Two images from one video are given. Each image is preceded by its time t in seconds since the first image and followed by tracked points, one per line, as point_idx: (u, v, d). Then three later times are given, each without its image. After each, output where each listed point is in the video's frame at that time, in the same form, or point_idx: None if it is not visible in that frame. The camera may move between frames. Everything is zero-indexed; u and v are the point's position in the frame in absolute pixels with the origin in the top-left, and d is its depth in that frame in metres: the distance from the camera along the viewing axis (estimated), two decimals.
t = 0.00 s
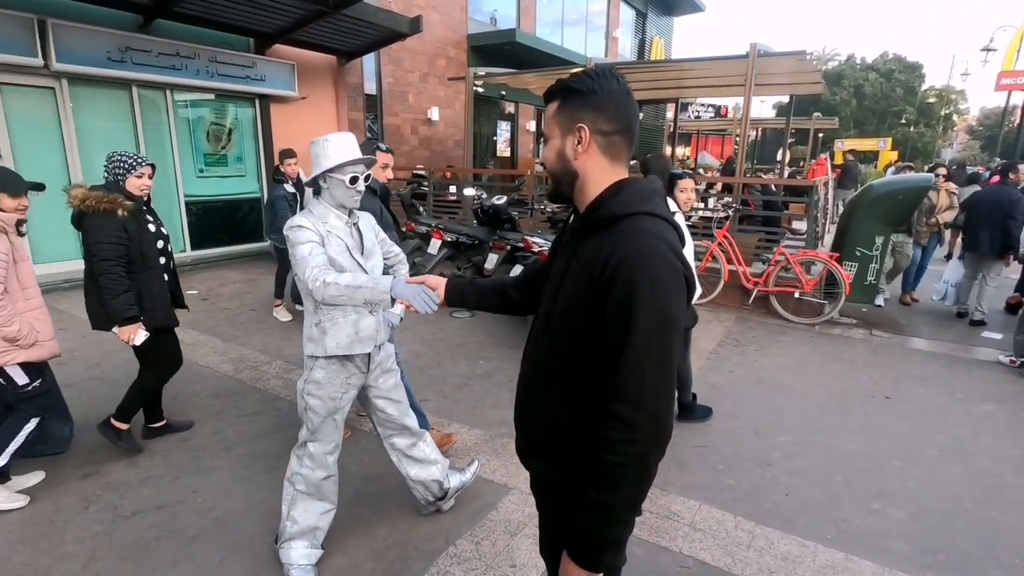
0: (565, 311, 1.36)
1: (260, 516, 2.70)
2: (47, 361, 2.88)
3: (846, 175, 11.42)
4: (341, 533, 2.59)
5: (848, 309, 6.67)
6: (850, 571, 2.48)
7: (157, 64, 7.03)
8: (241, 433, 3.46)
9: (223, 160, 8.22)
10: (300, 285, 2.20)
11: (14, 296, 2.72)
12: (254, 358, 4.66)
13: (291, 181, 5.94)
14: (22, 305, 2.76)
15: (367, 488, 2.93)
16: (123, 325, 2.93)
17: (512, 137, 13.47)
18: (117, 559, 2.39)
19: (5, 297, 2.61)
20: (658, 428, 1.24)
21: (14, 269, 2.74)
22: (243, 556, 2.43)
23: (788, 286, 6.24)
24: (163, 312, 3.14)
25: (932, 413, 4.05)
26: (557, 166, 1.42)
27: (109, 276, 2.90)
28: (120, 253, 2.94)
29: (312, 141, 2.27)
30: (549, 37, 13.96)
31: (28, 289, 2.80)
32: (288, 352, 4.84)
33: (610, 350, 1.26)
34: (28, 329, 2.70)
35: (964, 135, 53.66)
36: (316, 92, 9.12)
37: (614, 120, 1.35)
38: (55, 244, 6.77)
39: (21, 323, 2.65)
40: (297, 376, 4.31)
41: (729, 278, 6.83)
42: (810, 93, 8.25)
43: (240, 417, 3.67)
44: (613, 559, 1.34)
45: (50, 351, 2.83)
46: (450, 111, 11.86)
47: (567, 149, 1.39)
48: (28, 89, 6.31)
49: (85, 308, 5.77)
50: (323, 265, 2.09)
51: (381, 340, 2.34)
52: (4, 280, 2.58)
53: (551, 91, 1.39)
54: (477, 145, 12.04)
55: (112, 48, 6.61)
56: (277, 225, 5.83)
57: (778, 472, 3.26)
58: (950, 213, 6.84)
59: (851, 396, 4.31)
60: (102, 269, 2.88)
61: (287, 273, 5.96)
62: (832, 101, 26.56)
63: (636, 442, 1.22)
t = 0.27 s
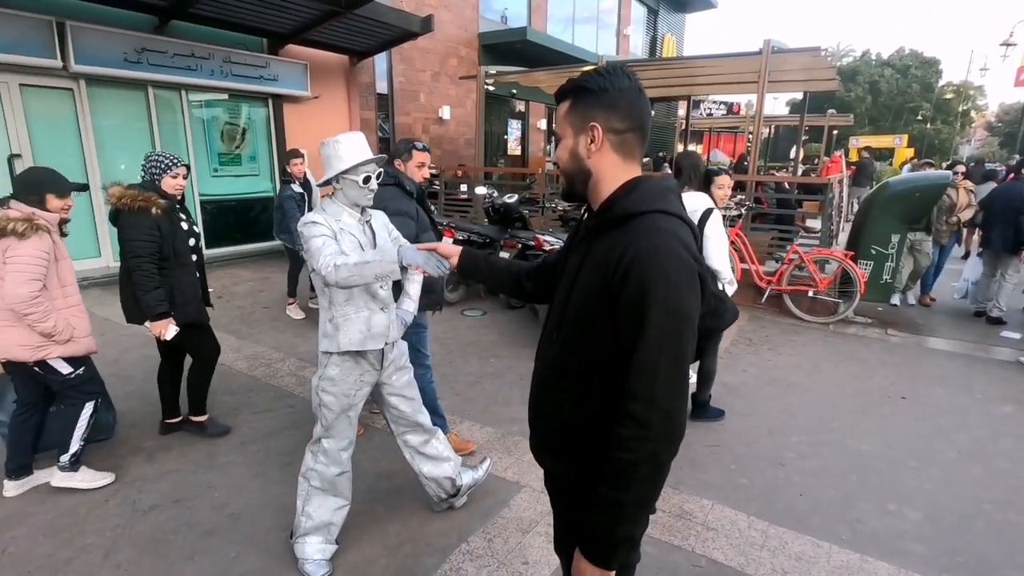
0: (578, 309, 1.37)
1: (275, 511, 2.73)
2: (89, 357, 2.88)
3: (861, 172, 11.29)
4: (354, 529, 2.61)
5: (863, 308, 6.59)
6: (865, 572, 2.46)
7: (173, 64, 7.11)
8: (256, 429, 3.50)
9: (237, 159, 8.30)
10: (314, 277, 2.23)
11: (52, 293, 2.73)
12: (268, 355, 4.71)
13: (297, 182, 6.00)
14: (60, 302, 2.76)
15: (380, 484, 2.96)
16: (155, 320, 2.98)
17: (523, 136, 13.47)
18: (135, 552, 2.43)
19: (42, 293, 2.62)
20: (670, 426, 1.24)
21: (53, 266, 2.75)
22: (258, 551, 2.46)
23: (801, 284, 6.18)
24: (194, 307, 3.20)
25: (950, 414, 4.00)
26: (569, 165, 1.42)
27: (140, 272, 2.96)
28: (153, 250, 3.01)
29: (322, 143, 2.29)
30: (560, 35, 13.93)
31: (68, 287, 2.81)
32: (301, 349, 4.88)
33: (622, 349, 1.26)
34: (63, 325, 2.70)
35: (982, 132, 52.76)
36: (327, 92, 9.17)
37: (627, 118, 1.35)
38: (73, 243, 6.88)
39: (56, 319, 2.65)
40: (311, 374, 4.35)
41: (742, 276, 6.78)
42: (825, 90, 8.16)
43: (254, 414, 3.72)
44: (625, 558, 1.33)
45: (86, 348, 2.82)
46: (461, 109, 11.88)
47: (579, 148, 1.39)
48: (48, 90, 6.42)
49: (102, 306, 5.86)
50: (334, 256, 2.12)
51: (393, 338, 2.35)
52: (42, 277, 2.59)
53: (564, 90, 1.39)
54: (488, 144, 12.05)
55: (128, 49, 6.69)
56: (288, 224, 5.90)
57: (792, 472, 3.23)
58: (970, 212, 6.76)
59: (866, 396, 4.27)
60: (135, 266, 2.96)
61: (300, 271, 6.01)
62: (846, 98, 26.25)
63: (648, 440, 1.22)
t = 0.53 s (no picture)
0: (588, 306, 1.37)
1: (288, 506, 2.76)
2: (127, 355, 2.93)
3: (875, 169, 11.16)
4: (366, 524, 2.64)
5: (875, 307, 6.53)
6: (878, 571, 2.44)
7: (185, 64, 7.18)
8: (268, 425, 3.54)
9: (249, 158, 8.37)
10: (328, 268, 2.25)
11: (94, 292, 2.79)
12: (280, 353, 4.75)
13: (303, 182, 6.05)
14: (101, 301, 2.81)
15: (391, 481, 2.98)
16: (184, 318, 3.04)
17: (532, 134, 13.46)
18: (151, 546, 2.47)
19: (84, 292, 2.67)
20: (681, 423, 1.24)
21: (96, 266, 2.82)
22: (271, 545, 2.49)
23: (813, 283, 6.13)
24: (223, 307, 3.29)
25: (964, 413, 3.95)
26: (580, 162, 1.43)
27: (173, 272, 3.02)
28: (185, 250, 3.08)
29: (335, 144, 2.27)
30: (569, 33, 13.90)
31: (109, 286, 2.86)
32: (312, 347, 4.92)
33: (632, 345, 1.27)
34: (103, 323, 2.74)
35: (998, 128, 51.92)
36: (338, 91, 9.21)
37: (637, 116, 1.35)
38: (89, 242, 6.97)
39: (97, 317, 2.70)
40: (322, 371, 4.38)
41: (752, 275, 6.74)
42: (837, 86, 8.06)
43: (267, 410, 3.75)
44: (636, 555, 1.34)
45: (122, 347, 2.85)
46: (471, 108, 11.89)
47: (590, 146, 1.40)
48: (64, 91, 6.52)
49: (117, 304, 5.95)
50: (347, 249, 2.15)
51: (404, 334, 2.37)
52: (84, 275, 2.65)
53: (572, 87, 1.39)
54: (497, 142, 12.06)
55: (142, 49, 6.76)
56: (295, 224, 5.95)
57: (803, 471, 3.22)
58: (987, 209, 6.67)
59: (878, 395, 4.23)
60: (168, 265, 3.02)
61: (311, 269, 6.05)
62: (859, 95, 25.96)
63: (659, 437, 1.23)
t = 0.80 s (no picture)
0: (598, 304, 1.37)
1: (299, 501, 2.79)
2: (166, 351, 3.00)
3: (886, 166, 11.04)
4: (376, 520, 2.66)
5: (887, 305, 6.47)
6: (889, 570, 2.43)
7: (196, 64, 7.23)
8: (278, 422, 3.57)
9: (259, 157, 8.42)
10: (338, 266, 2.27)
11: (139, 290, 2.89)
12: (290, 350, 4.78)
13: (310, 181, 6.07)
14: (146, 298, 2.91)
15: (401, 477, 2.99)
16: (213, 319, 3.14)
17: (540, 132, 13.44)
18: (165, 539, 2.50)
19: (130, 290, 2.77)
20: (691, 421, 1.24)
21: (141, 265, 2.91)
22: (283, 539, 2.52)
23: (824, 281, 6.09)
24: (255, 304, 3.36)
25: (978, 413, 3.91)
26: (590, 159, 1.43)
27: (205, 272, 3.11)
28: (217, 249, 3.16)
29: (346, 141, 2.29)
30: (577, 30, 13.86)
31: (153, 284, 2.95)
32: (322, 344, 4.95)
33: (642, 344, 1.26)
34: (148, 320, 2.84)
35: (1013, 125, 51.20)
36: (347, 90, 9.25)
37: (648, 112, 1.35)
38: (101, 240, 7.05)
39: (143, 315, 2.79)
40: (332, 368, 4.41)
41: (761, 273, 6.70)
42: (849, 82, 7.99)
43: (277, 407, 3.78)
44: (647, 552, 1.34)
45: (165, 342, 2.95)
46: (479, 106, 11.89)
47: (600, 142, 1.40)
48: (78, 91, 6.59)
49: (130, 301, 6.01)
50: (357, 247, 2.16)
51: (414, 331, 2.38)
52: (130, 275, 2.74)
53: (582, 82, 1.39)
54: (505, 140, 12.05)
55: (153, 49, 6.81)
56: (302, 222, 5.99)
57: (814, 470, 3.20)
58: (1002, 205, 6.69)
59: (890, 394, 4.19)
60: (201, 265, 3.12)
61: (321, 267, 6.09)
62: (870, 91, 25.69)
63: (670, 434, 1.23)
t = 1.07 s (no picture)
0: (605, 301, 1.38)
1: (307, 496, 2.81)
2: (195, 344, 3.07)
3: (897, 164, 10.94)
4: (384, 515, 2.67)
5: (897, 304, 6.42)
6: (899, 569, 2.41)
7: (206, 63, 7.28)
8: (287, 418, 3.59)
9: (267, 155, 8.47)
10: (347, 264, 2.28)
11: (174, 285, 2.96)
12: (299, 347, 4.81)
13: (317, 179, 6.10)
14: (180, 292, 2.98)
15: (409, 473, 3.01)
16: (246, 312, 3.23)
17: (547, 130, 13.42)
18: (176, 533, 2.53)
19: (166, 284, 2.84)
20: (698, 417, 1.24)
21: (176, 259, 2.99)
22: (293, 534, 2.54)
23: (833, 279, 6.05)
24: (286, 298, 3.40)
25: (990, 412, 3.87)
26: (600, 155, 1.43)
27: (238, 267, 3.19)
28: (250, 245, 3.23)
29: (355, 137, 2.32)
30: (585, 28, 13.84)
31: (188, 279, 3.03)
32: (330, 341, 4.98)
33: (649, 341, 1.26)
34: (182, 314, 2.91)
35: None
36: (355, 88, 9.28)
37: (659, 108, 1.36)
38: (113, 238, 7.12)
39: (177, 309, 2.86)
40: (340, 365, 4.43)
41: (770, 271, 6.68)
42: (859, 79, 7.92)
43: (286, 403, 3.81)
44: (655, 549, 1.34)
45: (197, 336, 3.02)
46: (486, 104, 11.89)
47: (610, 138, 1.40)
48: (90, 90, 6.67)
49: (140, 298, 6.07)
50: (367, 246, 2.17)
51: (422, 328, 2.39)
52: (166, 268, 2.81)
53: (592, 77, 1.40)
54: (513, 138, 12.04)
55: (164, 48, 6.88)
56: (309, 219, 6.02)
57: (823, 468, 3.18)
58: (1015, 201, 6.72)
59: (900, 393, 4.16)
60: (234, 260, 3.19)
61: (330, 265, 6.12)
62: (880, 88, 25.46)
63: (677, 431, 1.23)
